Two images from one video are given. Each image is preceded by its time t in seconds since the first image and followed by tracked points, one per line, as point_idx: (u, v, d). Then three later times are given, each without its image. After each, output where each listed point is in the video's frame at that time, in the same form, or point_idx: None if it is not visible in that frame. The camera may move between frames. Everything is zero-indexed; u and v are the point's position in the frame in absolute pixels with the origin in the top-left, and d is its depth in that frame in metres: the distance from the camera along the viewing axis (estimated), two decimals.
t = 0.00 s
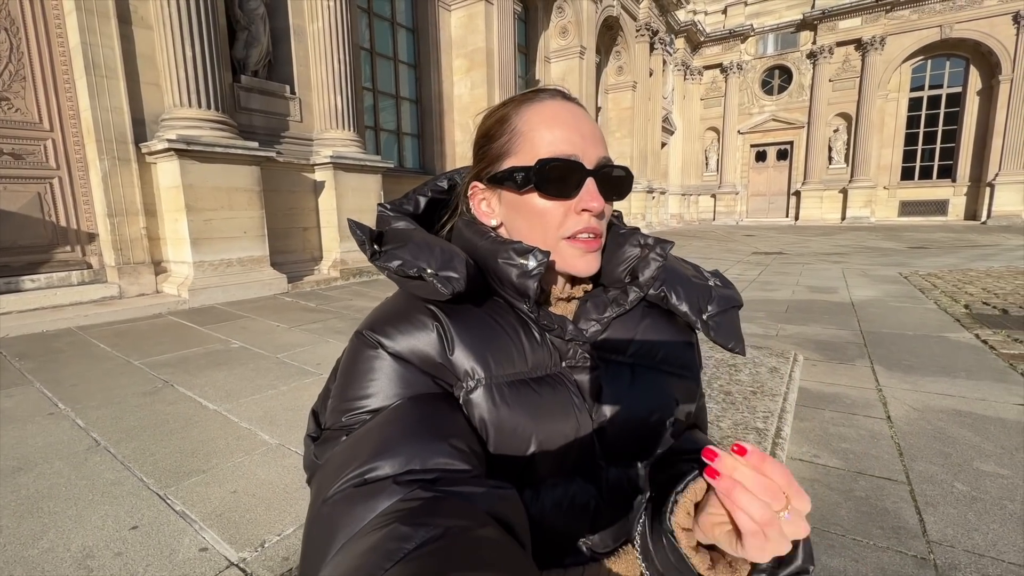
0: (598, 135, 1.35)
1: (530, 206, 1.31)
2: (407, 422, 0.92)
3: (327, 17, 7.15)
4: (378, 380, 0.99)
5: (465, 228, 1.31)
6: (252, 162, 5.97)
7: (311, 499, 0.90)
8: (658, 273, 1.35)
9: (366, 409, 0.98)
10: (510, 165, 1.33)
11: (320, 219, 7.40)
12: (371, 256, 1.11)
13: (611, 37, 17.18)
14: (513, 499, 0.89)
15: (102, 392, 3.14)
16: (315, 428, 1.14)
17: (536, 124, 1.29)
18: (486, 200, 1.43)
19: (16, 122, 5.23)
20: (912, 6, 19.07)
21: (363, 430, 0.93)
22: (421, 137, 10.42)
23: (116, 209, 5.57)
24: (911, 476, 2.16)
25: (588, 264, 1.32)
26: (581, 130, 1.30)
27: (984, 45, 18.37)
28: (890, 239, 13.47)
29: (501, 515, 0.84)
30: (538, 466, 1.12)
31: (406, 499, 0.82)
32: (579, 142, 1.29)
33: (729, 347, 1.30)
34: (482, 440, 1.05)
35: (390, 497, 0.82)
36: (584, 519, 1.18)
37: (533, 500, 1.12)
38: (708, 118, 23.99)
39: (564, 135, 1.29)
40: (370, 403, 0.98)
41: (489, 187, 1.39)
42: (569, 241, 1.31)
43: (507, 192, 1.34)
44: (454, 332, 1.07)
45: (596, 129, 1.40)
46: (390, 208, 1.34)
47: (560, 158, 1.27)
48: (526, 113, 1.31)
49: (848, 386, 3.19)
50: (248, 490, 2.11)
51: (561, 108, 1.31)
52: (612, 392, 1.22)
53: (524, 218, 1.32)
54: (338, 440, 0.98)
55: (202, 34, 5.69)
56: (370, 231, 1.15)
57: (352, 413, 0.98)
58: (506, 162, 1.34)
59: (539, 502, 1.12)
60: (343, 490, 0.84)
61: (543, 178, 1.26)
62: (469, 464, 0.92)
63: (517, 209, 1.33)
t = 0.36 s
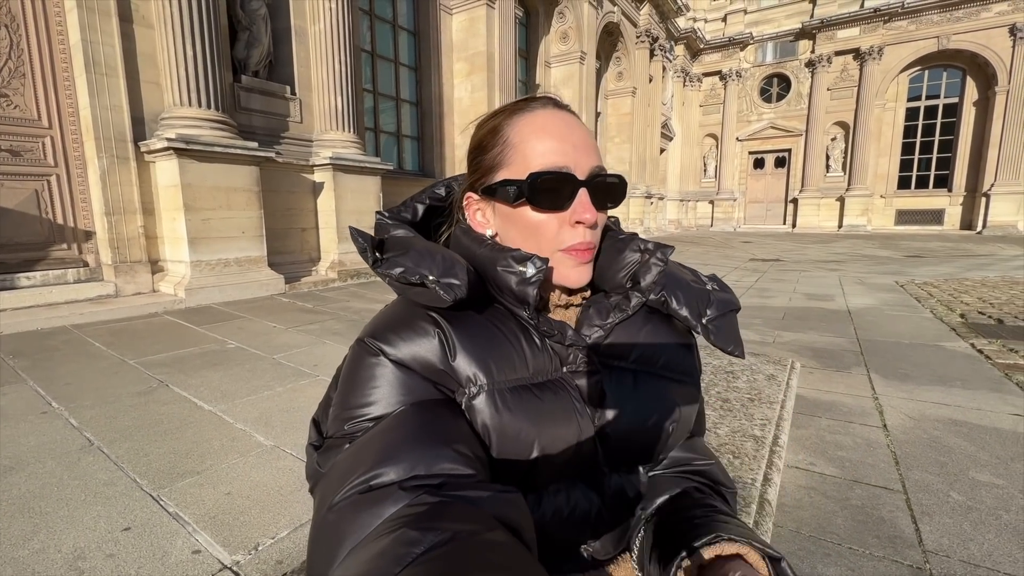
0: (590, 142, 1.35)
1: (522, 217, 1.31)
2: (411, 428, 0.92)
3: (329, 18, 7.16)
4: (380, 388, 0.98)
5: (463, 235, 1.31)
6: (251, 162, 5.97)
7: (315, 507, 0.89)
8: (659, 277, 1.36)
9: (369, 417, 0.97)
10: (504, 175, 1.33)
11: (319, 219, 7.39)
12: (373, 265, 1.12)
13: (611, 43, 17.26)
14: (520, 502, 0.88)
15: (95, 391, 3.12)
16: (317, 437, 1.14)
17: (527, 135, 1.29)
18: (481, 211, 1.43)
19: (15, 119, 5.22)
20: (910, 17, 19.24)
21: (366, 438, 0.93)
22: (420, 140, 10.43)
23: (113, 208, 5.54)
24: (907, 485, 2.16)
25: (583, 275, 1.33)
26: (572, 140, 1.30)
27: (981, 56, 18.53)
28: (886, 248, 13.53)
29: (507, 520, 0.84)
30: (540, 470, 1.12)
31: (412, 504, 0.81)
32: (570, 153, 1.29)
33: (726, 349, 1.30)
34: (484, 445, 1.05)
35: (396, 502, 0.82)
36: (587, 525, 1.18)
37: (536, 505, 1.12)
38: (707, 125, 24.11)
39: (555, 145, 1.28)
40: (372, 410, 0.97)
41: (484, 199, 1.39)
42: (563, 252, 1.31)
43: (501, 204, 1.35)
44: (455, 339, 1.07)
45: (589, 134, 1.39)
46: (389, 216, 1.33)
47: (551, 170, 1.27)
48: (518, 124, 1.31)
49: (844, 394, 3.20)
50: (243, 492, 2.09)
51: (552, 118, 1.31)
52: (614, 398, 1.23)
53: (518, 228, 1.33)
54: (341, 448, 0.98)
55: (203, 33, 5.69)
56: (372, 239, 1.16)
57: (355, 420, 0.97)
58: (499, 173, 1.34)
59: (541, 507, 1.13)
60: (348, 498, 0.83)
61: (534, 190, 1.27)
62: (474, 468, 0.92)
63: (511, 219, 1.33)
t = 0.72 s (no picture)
0: (588, 144, 1.35)
1: (522, 222, 1.32)
2: (412, 432, 0.92)
3: (329, 19, 7.17)
4: (381, 391, 0.98)
5: (465, 239, 1.31)
6: (250, 162, 5.96)
7: (315, 511, 0.89)
8: (665, 284, 1.36)
9: (370, 420, 0.97)
10: (503, 180, 1.33)
11: (317, 220, 7.37)
12: (374, 267, 1.11)
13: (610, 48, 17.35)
14: (519, 507, 0.88)
15: (90, 391, 3.10)
16: (318, 440, 1.14)
17: (526, 140, 1.30)
18: (482, 216, 1.44)
19: (13, 117, 5.20)
20: (906, 26, 19.42)
21: (366, 442, 0.93)
22: (419, 142, 10.45)
23: (110, 207, 5.52)
24: (902, 491, 2.17)
25: (583, 280, 1.33)
26: (570, 144, 1.30)
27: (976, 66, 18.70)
28: (881, 254, 13.60)
29: (507, 524, 0.84)
30: (541, 475, 1.12)
31: (412, 508, 0.81)
32: (569, 157, 1.29)
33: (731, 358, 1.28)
34: (486, 451, 1.05)
35: (396, 507, 0.81)
36: (588, 530, 1.19)
37: (538, 511, 1.13)
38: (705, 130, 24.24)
39: (552, 150, 1.28)
40: (373, 414, 0.97)
41: (486, 204, 1.40)
42: (563, 258, 1.32)
43: (502, 209, 1.36)
44: (457, 343, 1.07)
45: (589, 137, 1.40)
46: (392, 217, 1.33)
47: (548, 175, 1.27)
48: (517, 129, 1.32)
49: (839, 400, 3.21)
50: (238, 493, 2.08)
51: (550, 121, 1.31)
52: (618, 404, 1.24)
53: (518, 234, 1.34)
54: (342, 451, 0.98)
55: (203, 33, 5.69)
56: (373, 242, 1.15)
57: (356, 424, 0.97)
58: (500, 178, 1.34)
59: (542, 513, 1.13)
60: (348, 502, 0.83)
61: (532, 195, 1.27)
62: (475, 472, 0.92)
63: (511, 224, 1.34)
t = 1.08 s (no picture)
0: (598, 143, 1.35)
1: (530, 221, 1.33)
2: (414, 427, 0.93)
3: (328, 20, 7.18)
4: (383, 386, 0.99)
5: (471, 235, 1.32)
6: (247, 162, 5.95)
7: (317, 503, 0.90)
8: (674, 284, 1.35)
9: (372, 414, 0.98)
10: (511, 178, 1.35)
11: (315, 221, 7.37)
12: (380, 261, 1.13)
13: (608, 51, 17.41)
14: (520, 503, 0.89)
15: (85, 391, 3.09)
16: (320, 431, 1.15)
17: (535, 137, 1.30)
18: (489, 212, 1.45)
19: (9, 116, 5.18)
20: (902, 29, 19.53)
21: (368, 436, 0.94)
22: (417, 143, 10.46)
23: (107, 207, 5.51)
24: (897, 490, 2.18)
25: (590, 278, 1.34)
26: (579, 142, 1.30)
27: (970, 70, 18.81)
28: (877, 257, 13.67)
29: (508, 519, 0.84)
30: (542, 474, 1.13)
31: (414, 502, 0.82)
32: (577, 155, 1.30)
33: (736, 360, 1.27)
34: (487, 448, 1.06)
35: (398, 501, 0.82)
36: (588, 528, 1.19)
37: (539, 508, 1.13)
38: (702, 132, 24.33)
39: (562, 148, 1.29)
40: (376, 408, 0.98)
41: (493, 201, 1.41)
42: (571, 257, 1.32)
43: (509, 206, 1.37)
44: (461, 340, 1.08)
45: (599, 136, 1.40)
46: (400, 211, 1.35)
47: (557, 174, 1.28)
48: (527, 125, 1.33)
49: (836, 401, 3.22)
50: (235, 493, 2.08)
51: (560, 118, 1.32)
52: (620, 404, 1.25)
53: (525, 232, 1.35)
54: (343, 444, 0.99)
55: (202, 34, 5.68)
56: (380, 235, 1.16)
57: (358, 417, 0.98)
58: (508, 174, 1.35)
59: (542, 511, 1.14)
60: (350, 495, 0.84)
61: (540, 193, 1.28)
62: (476, 468, 0.92)
63: (519, 222, 1.35)
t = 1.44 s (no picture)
0: (600, 140, 1.35)
1: (532, 218, 1.33)
2: (412, 426, 0.92)
3: (326, 22, 7.18)
4: (382, 384, 0.99)
5: (472, 233, 1.32)
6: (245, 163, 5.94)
7: (313, 503, 0.90)
8: (674, 281, 1.36)
9: (369, 413, 0.98)
10: (513, 176, 1.35)
11: (313, 222, 7.35)
12: (378, 259, 1.13)
13: (606, 51, 17.43)
14: (516, 504, 0.88)
15: (83, 393, 3.08)
16: (318, 429, 1.14)
17: (537, 135, 1.30)
18: (489, 211, 1.45)
19: (6, 118, 5.17)
20: (899, 30, 19.59)
21: (365, 435, 0.93)
22: (416, 144, 10.47)
23: (105, 209, 5.49)
24: (896, 489, 2.18)
25: (592, 276, 1.34)
26: (581, 139, 1.30)
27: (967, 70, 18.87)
28: (875, 256, 13.70)
29: (504, 521, 0.84)
30: (540, 475, 1.12)
31: (410, 503, 0.82)
32: (579, 152, 1.29)
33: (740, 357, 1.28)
34: (485, 447, 1.06)
35: (393, 502, 0.82)
36: (588, 528, 1.19)
37: (538, 509, 1.13)
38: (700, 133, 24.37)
39: (564, 146, 1.29)
40: (373, 407, 0.98)
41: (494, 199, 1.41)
42: (574, 254, 1.32)
43: (510, 204, 1.37)
44: (459, 338, 1.08)
45: (600, 133, 1.40)
46: (400, 209, 1.35)
47: (559, 171, 1.28)
48: (528, 123, 1.33)
49: (835, 400, 3.23)
50: (234, 495, 2.08)
51: (562, 115, 1.32)
52: (620, 404, 1.24)
53: (526, 230, 1.35)
54: (341, 443, 0.98)
55: (200, 35, 5.69)
56: (378, 233, 1.17)
57: (356, 416, 0.98)
58: (510, 172, 1.36)
59: (541, 512, 1.14)
60: (346, 495, 0.84)
61: (542, 191, 1.28)
62: (473, 469, 0.92)
63: (521, 219, 1.35)
